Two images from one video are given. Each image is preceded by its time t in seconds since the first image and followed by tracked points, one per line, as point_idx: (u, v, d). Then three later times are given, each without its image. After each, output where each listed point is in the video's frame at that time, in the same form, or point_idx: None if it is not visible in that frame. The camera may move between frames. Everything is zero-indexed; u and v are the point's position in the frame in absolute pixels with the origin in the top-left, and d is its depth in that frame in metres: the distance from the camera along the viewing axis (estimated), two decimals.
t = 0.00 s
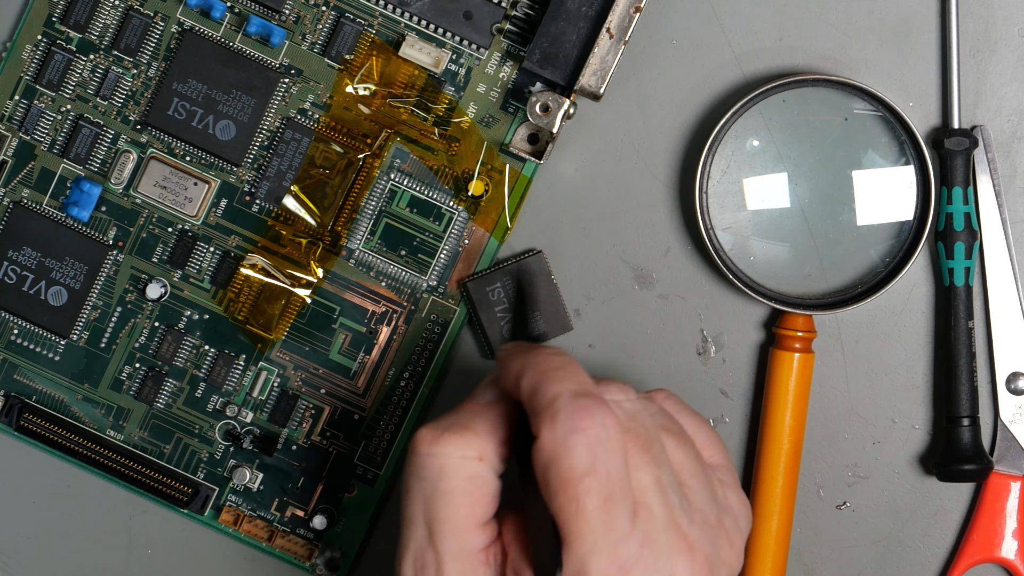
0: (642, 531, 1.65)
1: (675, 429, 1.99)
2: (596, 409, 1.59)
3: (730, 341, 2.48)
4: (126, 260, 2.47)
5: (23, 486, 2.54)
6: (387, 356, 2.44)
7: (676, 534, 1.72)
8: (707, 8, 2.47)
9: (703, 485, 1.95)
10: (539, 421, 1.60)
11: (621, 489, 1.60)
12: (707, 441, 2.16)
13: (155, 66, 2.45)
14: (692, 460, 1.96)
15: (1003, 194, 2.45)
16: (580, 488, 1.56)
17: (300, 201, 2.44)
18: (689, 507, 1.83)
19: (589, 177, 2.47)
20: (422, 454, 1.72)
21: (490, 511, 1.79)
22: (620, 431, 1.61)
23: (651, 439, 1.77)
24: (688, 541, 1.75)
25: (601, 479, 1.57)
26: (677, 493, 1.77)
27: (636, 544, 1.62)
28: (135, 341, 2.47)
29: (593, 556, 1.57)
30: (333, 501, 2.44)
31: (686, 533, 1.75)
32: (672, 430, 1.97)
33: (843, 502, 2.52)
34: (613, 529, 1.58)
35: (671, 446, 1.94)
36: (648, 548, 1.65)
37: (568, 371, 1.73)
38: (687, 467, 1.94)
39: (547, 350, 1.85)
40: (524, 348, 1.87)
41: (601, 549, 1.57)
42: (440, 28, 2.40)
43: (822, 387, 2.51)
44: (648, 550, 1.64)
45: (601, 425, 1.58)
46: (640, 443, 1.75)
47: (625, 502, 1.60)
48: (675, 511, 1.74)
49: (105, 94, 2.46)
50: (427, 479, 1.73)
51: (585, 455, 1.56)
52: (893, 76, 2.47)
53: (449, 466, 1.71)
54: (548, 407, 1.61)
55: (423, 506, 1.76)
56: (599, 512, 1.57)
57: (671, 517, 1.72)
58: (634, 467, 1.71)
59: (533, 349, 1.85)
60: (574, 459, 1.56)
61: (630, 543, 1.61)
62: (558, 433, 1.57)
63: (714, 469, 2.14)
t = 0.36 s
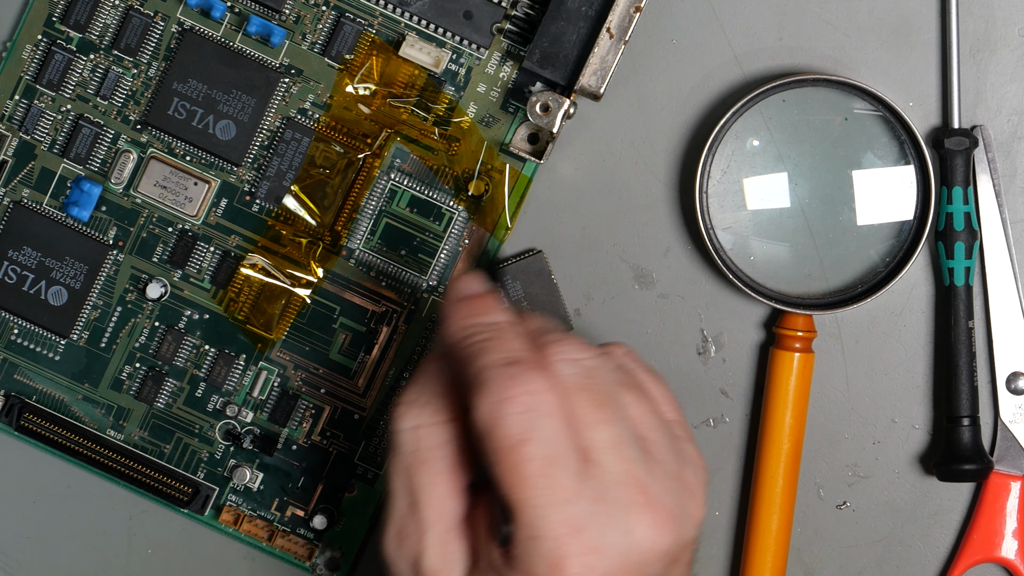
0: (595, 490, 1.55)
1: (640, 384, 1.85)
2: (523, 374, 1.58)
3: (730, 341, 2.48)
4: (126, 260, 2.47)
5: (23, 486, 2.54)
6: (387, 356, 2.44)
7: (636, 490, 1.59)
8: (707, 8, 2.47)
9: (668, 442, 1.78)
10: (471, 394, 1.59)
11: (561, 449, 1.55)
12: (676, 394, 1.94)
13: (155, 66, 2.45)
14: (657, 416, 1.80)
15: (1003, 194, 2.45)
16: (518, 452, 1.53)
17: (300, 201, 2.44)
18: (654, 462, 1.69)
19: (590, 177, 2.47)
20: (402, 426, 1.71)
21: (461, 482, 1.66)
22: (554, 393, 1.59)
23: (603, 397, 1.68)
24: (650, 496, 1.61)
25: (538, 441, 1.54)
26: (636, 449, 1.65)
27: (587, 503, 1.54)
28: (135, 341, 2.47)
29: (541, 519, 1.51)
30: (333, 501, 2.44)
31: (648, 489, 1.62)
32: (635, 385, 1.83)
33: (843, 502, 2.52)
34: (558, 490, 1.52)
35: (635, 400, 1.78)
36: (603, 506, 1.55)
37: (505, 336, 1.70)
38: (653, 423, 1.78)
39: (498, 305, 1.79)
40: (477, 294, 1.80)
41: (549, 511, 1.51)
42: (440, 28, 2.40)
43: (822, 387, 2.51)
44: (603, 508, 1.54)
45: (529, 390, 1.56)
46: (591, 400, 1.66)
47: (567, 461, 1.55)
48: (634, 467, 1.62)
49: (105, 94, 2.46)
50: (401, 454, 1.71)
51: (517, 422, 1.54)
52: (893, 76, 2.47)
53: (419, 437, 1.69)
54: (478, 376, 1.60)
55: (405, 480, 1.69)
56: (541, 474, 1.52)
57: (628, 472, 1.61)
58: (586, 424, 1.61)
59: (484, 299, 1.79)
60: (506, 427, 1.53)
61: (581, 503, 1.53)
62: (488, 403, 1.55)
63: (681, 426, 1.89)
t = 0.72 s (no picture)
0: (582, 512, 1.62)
1: (643, 409, 1.91)
2: (524, 386, 1.57)
3: (730, 341, 2.48)
4: (126, 259, 2.47)
5: (23, 487, 2.54)
6: (387, 356, 2.44)
7: (623, 513, 1.67)
8: (707, 7, 2.47)
9: (665, 466, 1.85)
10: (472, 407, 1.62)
11: (558, 467, 1.57)
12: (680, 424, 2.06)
13: (155, 66, 2.45)
14: (658, 439, 1.88)
15: (1003, 193, 2.45)
16: (512, 467, 1.55)
17: (300, 201, 2.43)
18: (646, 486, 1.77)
19: (590, 176, 2.47)
20: (401, 433, 1.77)
21: (455, 495, 1.76)
22: (556, 411, 1.58)
23: (605, 418, 1.72)
24: (635, 519, 1.68)
25: (534, 456, 1.55)
26: (631, 473, 1.71)
27: (576, 522, 1.59)
28: (135, 341, 2.47)
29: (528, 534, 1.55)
30: (333, 501, 2.44)
31: (635, 512, 1.69)
32: (635, 409, 1.90)
33: (843, 502, 2.52)
34: (549, 509, 1.56)
35: (632, 424, 1.87)
36: (589, 527, 1.61)
37: (512, 355, 1.74)
38: (651, 445, 1.86)
39: (515, 329, 1.82)
40: (495, 317, 1.83)
41: (536, 529, 1.55)
42: (440, 28, 2.41)
43: (822, 387, 2.51)
44: (589, 529, 1.61)
45: (531, 403, 1.56)
46: (590, 422, 1.70)
47: (562, 479, 1.57)
48: (625, 490, 1.68)
49: (105, 94, 2.46)
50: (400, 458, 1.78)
51: (513, 436, 1.54)
52: (893, 76, 2.47)
53: (419, 442, 1.75)
54: (482, 388, 1.63)
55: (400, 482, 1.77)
56: (533, 492, 1.55)
57: (617, 495, 1.67)
58: (583, 445, 1.67)
59: (504, 322, 1.82)
60: (503, 439, 1.54)
61: (569, 523, 1.58)
62: (485, 416, 1.57)
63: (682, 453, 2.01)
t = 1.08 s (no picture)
0: (459, 535, 1.79)
1: (505, 428, 1.96)
2: (331, 411, 1.76)
3: (730, 341, 2.48)
4: (126, 260, 2.47)
5: (23, 487, 2.54)
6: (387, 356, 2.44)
7: (488, 525, 1.82)
8: (707, 7, 2.47)
9: (526, 481, 1.91)
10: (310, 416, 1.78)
11: (362, 492, 1.73)
12: (572, 447, 2.05)
13: (155, 66, 2.45)
14: (510, 462, 1.91)
15: (1003, 194, 2.45)
16: (314, 488, 1.72)
17: (300, 201, 2.43)
18: (488, 511, 1.84)
19: (590, 177, 2.47)
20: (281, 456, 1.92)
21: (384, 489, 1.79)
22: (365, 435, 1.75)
23: (430, 438, 1.84)
24: (450, 541, 1.78)
25: (331, 479, 1.72)
26: (452, 495, 1.80)
27: (381, 548, 1.74)
28: (135, 341, 2.47)
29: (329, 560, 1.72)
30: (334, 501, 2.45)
31: (531, 539, 1.86)
32: (493, 429, 1.95)
33: (843, 502, 2.52)
34: (351, 531, 1.72)
35: (483, 442, 1.92)
36: (394, 552, 1.75)
37: (357, 373, 1.91)
38: (498, 463, 1.90)
39: (380, 344, 2.00)
40: (370, 332, 2.02)
41: (337, 552, 1.72)
42: (440, 28, 2.40)
43: (821, 387, 2.51)
44: (395, 551, 1.75)
45: (333, 427, 1.74)
46: (417, 442, 1.83)
47: (365, 500, 1.73)
48: (446, 514, 1.79)
49: (105, 94, 2.46)
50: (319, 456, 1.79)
51: (316, 457, 1.72)
52: (894, 76, 2.47)
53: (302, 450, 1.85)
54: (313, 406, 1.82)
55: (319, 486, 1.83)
56: (334, 513, 1.71)
57: (435, 522, 1.78)
58: (408, 468, 1.80)
59: (374, 337, 2.01)
60: (306, 462, 1.73)
61: (429, 537, 1.77)
62: (298, 437, 1.76)
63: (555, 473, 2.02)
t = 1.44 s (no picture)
0: (490, 492, 1.78)
1: (532, 400, 2.02)
2: (389, 364, 1.78)
3: (730, 341, 2.48)
4: (126, 260, 2.47)
5: (23, 487, 2.54)
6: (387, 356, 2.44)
7: (517, 485, 1.82)
8: (707, 7, 2.47)
9: (552, 446, 1.95)
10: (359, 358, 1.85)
11: (406, 442, 1.71)
12: (589, 422, 2.14)
13: (155, 66, 2.45)
14: (537, 429, 1.95)
15: (1003, 193, 2.45)
16: (362, 434, 1.71)
17: (300, 201, 2.43)
18: (519, 471, 1.85)
19: (590, 177, 2.47)
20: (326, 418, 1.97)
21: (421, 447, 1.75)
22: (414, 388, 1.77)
23: (474, 397, 1.85)
24: (484, 500, 1.77)
25: (381, 427, 1.71)
26: (491, 454, 1.80)
27: (416, 496, 1.71)
28: (135, 341, 2.47)
29: (367, 510, 1.70)
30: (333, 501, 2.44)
31: (557, 502, 1.87)
32: (521, 401, 2.01)
33: (843, 502, 2.52)
34: (391, 480, 1.70)
35: (513, 411, 1.98)
36: (430, 501, 1.71)
37: (402, 325, 1.93)
38: (529, 429, 1.94)
39: (425, 298, 2.03)
40: (411, 288, 2.04)
41: (374, 500, 1.70)
42: (440, 28, 2.41)
43: (821, 387, 2.51)
44: (432, 503, 1.71)
45: (390, 378, 1.76)
46: (461, 400, 1.84)
47: (406, 451, 1.71)
48: (479, 471, 1.77)
49: (105, 94, 2.46)
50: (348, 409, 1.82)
51: (368, 405, 1.73)
52: (893, 76, 2.47)
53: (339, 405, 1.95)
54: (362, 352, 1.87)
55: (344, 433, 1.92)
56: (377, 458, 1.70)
57: (473, 478, 1.76)
58: (448, 422, 1.79)
59: (417, 290, 2.03)
60: (357, 409, 1.73)
61: (464, 491, 1.75)
62: (350, 384, 1.77)
63: (575, 445, 2.08)
